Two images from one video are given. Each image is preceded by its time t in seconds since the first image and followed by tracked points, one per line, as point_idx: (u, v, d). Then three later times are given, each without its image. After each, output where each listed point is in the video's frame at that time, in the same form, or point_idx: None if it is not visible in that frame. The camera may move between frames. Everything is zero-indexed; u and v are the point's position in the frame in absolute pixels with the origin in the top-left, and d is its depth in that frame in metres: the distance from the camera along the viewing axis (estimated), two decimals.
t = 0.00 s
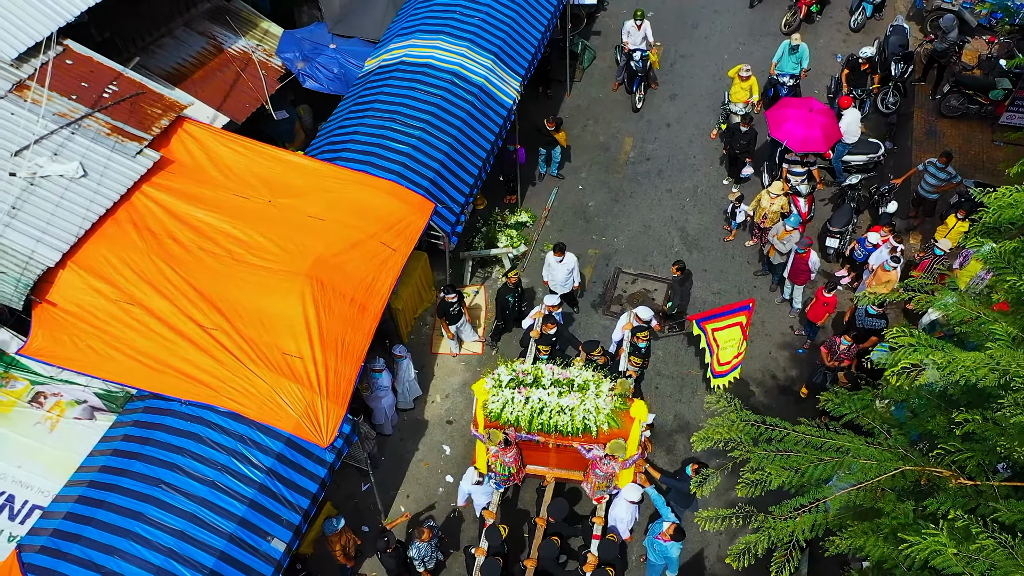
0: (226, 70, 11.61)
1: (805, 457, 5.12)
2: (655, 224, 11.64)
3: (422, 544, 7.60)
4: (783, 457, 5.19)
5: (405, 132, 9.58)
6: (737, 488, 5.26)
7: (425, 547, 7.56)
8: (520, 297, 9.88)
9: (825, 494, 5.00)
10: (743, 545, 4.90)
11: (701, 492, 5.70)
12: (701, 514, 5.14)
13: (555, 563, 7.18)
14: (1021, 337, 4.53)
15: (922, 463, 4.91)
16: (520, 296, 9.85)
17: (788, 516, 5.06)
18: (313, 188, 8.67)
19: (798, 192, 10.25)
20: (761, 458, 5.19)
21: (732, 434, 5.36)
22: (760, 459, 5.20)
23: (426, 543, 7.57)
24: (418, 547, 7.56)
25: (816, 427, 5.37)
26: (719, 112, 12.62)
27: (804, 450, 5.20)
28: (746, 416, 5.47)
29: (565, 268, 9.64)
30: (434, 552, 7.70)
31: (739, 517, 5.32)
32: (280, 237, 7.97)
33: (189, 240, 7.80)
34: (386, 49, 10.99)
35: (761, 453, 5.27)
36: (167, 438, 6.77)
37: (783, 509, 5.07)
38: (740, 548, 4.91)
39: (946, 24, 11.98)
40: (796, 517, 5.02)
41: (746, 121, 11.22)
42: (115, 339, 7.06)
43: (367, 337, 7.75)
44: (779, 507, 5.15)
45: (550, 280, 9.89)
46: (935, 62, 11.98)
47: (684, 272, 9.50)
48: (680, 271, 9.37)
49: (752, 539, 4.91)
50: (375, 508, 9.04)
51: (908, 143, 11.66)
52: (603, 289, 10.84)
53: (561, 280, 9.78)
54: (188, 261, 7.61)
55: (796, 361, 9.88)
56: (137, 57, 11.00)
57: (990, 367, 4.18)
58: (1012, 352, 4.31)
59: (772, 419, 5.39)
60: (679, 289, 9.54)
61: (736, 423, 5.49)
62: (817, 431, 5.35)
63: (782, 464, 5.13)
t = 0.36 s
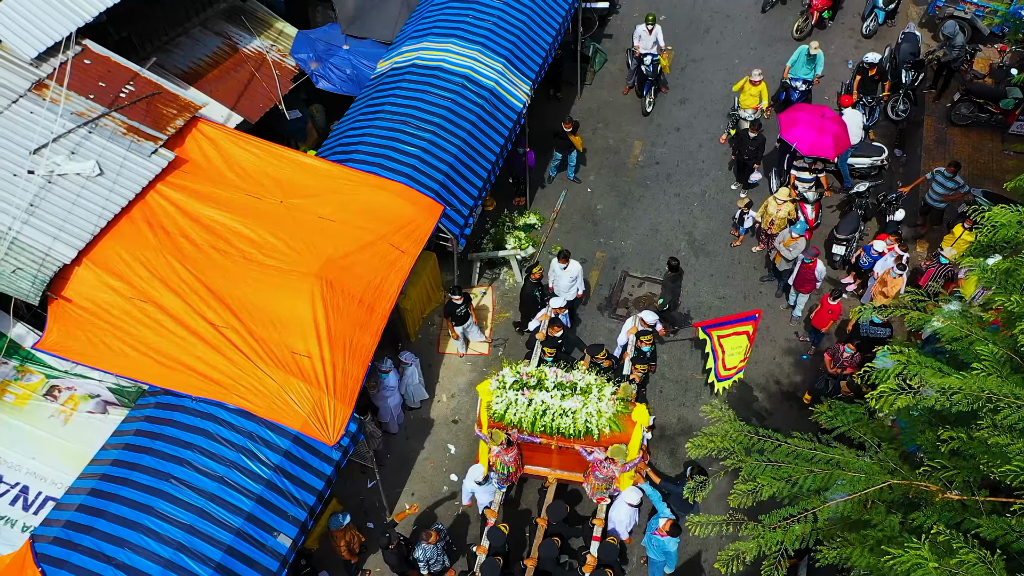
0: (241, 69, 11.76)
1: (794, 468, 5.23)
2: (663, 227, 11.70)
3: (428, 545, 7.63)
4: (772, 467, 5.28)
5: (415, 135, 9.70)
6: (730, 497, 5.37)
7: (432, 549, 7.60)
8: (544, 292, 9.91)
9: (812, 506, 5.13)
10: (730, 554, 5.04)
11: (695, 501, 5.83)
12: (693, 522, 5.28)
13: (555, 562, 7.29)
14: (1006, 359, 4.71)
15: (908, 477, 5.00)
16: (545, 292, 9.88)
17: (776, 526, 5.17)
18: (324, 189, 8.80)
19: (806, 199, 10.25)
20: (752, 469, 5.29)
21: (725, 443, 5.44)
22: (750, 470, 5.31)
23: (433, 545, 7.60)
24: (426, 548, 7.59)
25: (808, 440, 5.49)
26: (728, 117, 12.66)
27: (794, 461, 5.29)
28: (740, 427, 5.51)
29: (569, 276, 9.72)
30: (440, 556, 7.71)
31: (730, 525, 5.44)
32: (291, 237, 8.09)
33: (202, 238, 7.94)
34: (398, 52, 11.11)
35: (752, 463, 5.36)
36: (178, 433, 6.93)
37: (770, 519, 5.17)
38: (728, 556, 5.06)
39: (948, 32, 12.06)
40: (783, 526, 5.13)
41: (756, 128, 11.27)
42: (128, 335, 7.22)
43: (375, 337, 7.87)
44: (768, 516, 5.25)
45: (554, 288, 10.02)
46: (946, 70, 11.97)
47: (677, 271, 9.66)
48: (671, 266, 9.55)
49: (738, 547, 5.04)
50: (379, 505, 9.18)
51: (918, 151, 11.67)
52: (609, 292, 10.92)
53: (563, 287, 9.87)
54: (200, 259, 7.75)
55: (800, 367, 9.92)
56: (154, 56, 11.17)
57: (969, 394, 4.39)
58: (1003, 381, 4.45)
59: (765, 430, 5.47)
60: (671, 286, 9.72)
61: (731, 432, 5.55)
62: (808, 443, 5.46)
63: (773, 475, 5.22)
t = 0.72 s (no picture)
0: (256, 69, 11.91)
1: (785, 480, 5.22)
2: (671, 232, 11.75)
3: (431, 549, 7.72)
4: (763, 479, 5.24)
5: (427, 137, 9.81)
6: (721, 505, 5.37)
7: (433, 554, 7.68)
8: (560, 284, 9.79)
9: (802, 517, 5.12)
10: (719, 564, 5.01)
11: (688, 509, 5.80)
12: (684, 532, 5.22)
13: (556, 562, 7.37)
14: (996, 378, 4.83)
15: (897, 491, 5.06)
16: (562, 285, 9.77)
17: (765, 536, 5.15)
18: (336, 190, 8.93)
19: (814, 207, 10.28)
20: (743, 480, 5.26)
21: (718, 454, 5.50)
22: (741, 480, 5.28)
23: (436, 551, 7.69)
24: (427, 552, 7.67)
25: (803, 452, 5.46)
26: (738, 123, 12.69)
27: (786, 473, 5.28)
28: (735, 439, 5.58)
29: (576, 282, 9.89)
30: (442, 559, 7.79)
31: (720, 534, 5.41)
32: (302, 237, 8.22)
33: (216, 237, 8.09)
34: (412, 54, 11.22)
35: (745, 474, 5.34)
36: (189, 428, 7.08)
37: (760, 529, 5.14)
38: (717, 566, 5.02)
39: (964, 43, 11.72)
40: (772, 537, 5.12)
41: (765, 134, 11.27)
42: (142, 331, 7.38)
43: (383, 337, 7.98)
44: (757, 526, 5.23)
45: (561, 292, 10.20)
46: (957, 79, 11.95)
47: (670, 271, 9.69)
48: (665, 266, 9.59)
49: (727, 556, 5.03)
50: (385, 502, 9.31)
51: (929, 160, 11.67)
52: (616, 295, 10.99)
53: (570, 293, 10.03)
54: (214, 258, 7.90)
55: (805, 373, 9.96)
56: (171, 55, 11.34)
57: (943, 416, 4.58)
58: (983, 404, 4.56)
59: (759, 440, 5.48)
60: (662, 287, 9.73)
61: (725, 443, 5.61)
62: (802, 456, 5.46)
63: (764, 486, 5.20)
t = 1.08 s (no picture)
0: (271, 68, 12.06)
1: (774, 491, 5.32)
2: (679, 236, 11.80)
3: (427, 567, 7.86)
4: (753, 490, 5.37)
5: (437, 140, 9.92)
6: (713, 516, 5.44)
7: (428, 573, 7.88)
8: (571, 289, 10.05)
9: (791, 528, 5.21)
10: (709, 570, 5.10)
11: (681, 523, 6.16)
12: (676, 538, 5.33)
13: (557, 562, 7.45)
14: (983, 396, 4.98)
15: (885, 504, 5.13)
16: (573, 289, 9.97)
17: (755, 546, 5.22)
18: (347, 191, 9.06)
19: (821, 214, 10.31)
20: (733, 491, 5.39)
21: (710, 465, 5.59)
22: (731, 490, 5.41)
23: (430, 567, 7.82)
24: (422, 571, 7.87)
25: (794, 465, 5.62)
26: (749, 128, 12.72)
27: (775, 485, 5.40)
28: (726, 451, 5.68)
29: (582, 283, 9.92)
30: None
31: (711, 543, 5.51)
32: (312, 237, 8.35)
33: (228, 235, 8.23)
34: (424, 56, 11.33)
35: (735, 485, 5.45)
36: (199, 423, 7.24)
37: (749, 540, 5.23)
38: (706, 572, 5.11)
39: (977, 53, 11.65)
40: (762, 547, 5.19)
41: (774, 141, 11.30)
42: (155, 328, 7.54)
43: (390, 337, 8.10)
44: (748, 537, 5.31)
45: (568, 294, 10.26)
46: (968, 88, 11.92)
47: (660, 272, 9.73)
48: (655, 267, 9.60)
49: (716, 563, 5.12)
50: (389, 499, 9.45)
51: (939, 169, 11.66)
52: (623, 299, 11.06)
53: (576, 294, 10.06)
54: (226, 256, 8.04)
55: (809, 380, 10.01)
56: (188, 53, 11.50)
57: (920, 435, 4.83)
58: (962, 428, 4.75)
59: (750, 453, 5.62)
60: (652, 288, 9.80)
61: (716, 455, 5.70)
62: (792, 468, 5.61)
63: (755, 497, 5.31)
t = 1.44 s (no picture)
0: (284, 68, 12.21)
1: (761, 501, 5.43)
2: (685, 240, 11.85)
3: None
4: (741, 499, 5.47)
5: (446, 142, 10.02)
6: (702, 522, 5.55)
7: None
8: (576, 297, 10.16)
9: (778, 537, 5.31)
10: None
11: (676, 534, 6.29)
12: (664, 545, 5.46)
13: (555, 562, 7.55)
14: (966, 412, 5.07)
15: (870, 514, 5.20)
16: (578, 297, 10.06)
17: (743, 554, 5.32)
18: (356, 191, 9.17)
19: (827, 221, 10.33)
20: (721, 500, 5.50)
21: (701, 473, 5.70)
22: (720, 500, 5.52)
23: None
24: None
25: (785, 475, 5.70)
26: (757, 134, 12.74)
27: (763, 494, 5.50)
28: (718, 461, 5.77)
29: (590, 286, 9.97)
30: None
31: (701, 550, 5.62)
32: (321, 237, 8.47)
33: (239, 234, 8.36)
34: (436, 58, 11.42)
35: (724, 495, 5.57)
36: (207, 418, 7.39)
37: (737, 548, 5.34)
38: None
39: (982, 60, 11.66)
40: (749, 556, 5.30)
41: (782, 147, 11.32)
42: (166, 323, 7.69)
43: (396, 337, 8.19)
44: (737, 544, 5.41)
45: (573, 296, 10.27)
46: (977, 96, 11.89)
47: (653, 270, 9.97)
48: (648, 266, 9.83)
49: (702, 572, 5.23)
50: (393, 495, 9.58)
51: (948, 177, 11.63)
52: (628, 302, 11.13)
53: (582, 297, 10.12)
54: (236, 254, 8.17)
55: (811, 386, 10.04)
56: (203, 52, 11.67)
57: (891, 454, 5.02)
58: (941, 446, 4.90)
59: (740, 463, 5.72)
60: (647, 287, 9.99)
61: (708, 464, 5.79)
62: (782, 478, 5.70)
63: (742, 506, 5.42)
